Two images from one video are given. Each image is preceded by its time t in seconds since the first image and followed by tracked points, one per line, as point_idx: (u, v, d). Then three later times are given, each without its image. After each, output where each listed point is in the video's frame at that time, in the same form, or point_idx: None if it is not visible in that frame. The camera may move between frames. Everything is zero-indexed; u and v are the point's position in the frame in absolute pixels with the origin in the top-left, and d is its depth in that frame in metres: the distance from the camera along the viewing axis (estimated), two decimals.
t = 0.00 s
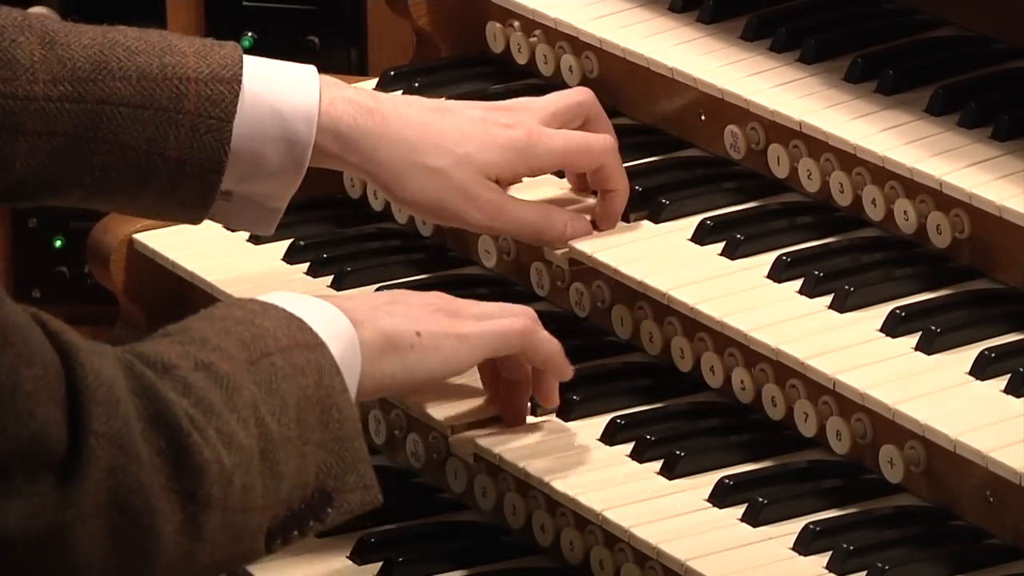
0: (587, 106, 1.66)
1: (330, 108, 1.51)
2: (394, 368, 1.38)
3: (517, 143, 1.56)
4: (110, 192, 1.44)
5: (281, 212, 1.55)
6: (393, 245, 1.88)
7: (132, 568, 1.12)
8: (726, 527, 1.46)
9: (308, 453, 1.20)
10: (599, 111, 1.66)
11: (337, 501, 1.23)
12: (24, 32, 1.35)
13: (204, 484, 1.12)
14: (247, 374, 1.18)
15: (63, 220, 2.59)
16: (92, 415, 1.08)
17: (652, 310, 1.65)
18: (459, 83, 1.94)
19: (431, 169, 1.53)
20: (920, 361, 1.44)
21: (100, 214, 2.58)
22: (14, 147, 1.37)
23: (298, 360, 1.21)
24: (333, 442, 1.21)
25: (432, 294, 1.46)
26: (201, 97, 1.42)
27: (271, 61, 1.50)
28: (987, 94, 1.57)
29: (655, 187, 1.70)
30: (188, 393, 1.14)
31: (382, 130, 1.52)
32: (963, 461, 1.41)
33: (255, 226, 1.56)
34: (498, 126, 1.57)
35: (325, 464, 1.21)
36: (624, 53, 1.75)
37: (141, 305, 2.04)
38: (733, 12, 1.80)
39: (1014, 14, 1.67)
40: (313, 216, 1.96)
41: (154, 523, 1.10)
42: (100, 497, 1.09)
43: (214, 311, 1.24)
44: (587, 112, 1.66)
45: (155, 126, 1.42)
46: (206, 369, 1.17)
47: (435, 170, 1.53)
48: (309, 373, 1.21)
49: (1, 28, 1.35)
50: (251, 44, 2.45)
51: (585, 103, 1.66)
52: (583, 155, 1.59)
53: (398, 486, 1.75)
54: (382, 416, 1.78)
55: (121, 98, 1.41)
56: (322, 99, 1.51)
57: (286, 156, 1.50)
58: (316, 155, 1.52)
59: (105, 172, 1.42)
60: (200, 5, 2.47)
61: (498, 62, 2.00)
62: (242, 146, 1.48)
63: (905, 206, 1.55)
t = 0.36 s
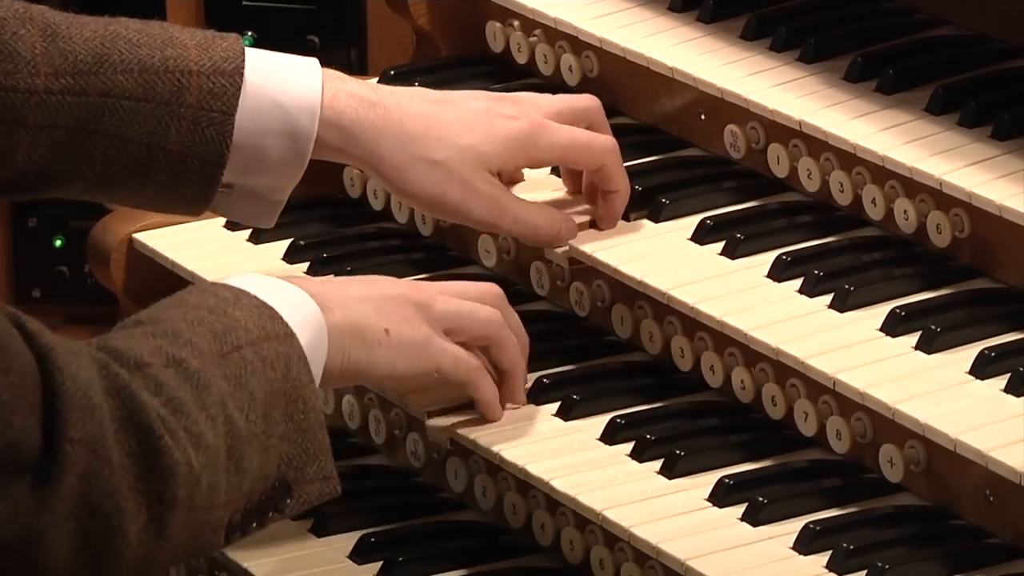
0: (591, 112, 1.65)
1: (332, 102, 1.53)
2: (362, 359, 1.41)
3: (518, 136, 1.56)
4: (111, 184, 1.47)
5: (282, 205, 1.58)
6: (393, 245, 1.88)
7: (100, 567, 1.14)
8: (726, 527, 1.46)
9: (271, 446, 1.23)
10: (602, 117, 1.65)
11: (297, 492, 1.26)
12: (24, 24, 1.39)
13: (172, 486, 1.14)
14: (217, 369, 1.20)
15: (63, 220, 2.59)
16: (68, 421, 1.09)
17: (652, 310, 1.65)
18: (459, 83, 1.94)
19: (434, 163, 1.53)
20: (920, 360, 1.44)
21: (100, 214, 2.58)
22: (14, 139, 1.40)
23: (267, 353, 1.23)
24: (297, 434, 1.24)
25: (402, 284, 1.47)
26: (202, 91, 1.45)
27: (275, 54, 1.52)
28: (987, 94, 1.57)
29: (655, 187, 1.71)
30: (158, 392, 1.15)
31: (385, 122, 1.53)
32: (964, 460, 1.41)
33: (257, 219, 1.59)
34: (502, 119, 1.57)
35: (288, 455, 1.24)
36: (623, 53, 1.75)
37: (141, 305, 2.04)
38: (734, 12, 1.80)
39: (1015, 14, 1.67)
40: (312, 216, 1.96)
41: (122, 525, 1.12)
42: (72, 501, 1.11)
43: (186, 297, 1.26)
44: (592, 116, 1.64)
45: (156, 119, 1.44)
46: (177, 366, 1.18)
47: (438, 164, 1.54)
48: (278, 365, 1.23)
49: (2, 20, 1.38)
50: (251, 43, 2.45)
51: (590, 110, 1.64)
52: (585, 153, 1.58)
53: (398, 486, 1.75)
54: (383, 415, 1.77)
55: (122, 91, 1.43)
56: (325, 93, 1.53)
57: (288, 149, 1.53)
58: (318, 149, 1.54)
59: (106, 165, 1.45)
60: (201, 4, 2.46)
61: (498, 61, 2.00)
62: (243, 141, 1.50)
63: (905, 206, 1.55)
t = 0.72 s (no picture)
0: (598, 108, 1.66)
1: (342, 106, 1.52)
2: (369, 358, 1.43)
3: (533, 130, 1.56)
4: (121, 189, 1.47)
5: (292, 209, 1.58)
6: (393, 244, 1.88)
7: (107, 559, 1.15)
8: (726, 527, 1.46)
9: (283, 440, 1.26)
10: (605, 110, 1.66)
11: (308, 486, 1.30)
12: (36, 28, 1.40)
13: (186, 478, 1.15)
14: (231, 362, 1.22)
15: (64, 219, 2.59)
16: (81, 413, 1.10)
17: (652, 310, 1.65)
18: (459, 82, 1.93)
19: (449, 162, 1.54)
20: (920, 360, 1.44)
21: (101, 213, 2.57)
22: (24, 143, 1.41)
23: (281, 347, 1.26)
24: (308, 429, 1.28)
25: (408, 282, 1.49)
26: (212, 94, 1.45)
27: (285, 58, 1.52)
28: (987, 94, 1.57)
29: (655, 187, 1.71)
30: (173, 384, 1.17)
31: (397, 126, 1.53)
32: (963, 460, 1.41)
33: (268, 223, 1.60)
34: (513, 113, 1.58)
35: (299, 449, 1.28)
36: (624, 52, 1.75)
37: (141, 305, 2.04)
38: (733, 12, 1.80)
39: (1014, 14, 1.67)
40: (312, 216, 1.96)
41: (135, 517, 1.13)
42: (85, 492, 1.11)
43: (198, 289, 1.28)
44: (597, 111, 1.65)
45: (166, 123, 1.44)
46: (192, 358, 1.20)
47: (452, 162, 1.54)
48: (291, 359, 1.26)
49: (13, 24, 1.39)
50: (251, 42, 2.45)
51: (597, 105, 1.65)
52: (597, 141, 1.59)
53: (399, 486, 1.75)
54: (383, 415, 1.77)
55: (132, 94, 1.43)
56: (335, 97, 1.53)
57: (298, 155, 1.53)
58: (328, 152, 1.53)
59: (115, 169, 1.46)
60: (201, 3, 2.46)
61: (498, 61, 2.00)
62: (253, 144, 1.51)
63: (905, 206, 1.55)
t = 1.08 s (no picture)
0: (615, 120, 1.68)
1: (367, 132, 1.54)
2: (364, 361, 1.43)
3: (556, 156, 1.59)
4: (145, 214, 1.46)
5: (317, 237, 1.57)
6: (393, 245, 1.88)
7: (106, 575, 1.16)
8: (726, 527, 1.46)
9: (281, 458, 1.26)
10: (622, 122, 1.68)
11: (303, 504, 1.30)
12: (60, 50, 1.41)
13: (185, 500, 1.16)
14: (230, 382, 1.22)
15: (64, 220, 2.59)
16: (82, 433, 1.11)
17: (652, 310, 1.65)
18: (459, 83, 1.93)
19: (466, 188, 1.55)
20: (920, 360, 1.44)
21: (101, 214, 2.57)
22: (45, 165, 1.41)
23: (278, 365, 1.26)
24: (304, 446, 1.28)
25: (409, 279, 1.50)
26: (235, 118, 1.44)
27: (311, 85, 1.52)
28: (987, 94, 1.57)
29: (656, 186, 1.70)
30: (173, 406, 1.17)
31: (415, 157, 1.54)
32: (963, 460, 1.41)
33: (292, 251, 1.59)
34: (536, 142, 1.60)
35: (296, 466, 1.28)
36: (624, 52, 1.75)
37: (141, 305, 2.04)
38: (734, 12, 1.80)
39: (1015, 14, 1.67)
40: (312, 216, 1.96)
41: (134, 538, 1.14)
42: (84, 512, 1.12)
43: (195, 304, 1.28)
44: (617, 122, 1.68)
45: (189, 147, 1.43)
46: (191, 379, 1.20)
47: (469, 189, 1.55)
48: (289, 378, 1.26)
49: (37, 45, 1.41)
50: (251, 43, 2.45)
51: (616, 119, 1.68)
52: (622, 153, 1.61)
53: (399, 486, 1.75)
54: (383, 415, 1.77)
55: (155, 118, 1.43)
56: (360, 125, 1.53)
57: (322, 180, 1.52)
58: (350, 180, 1.54)
59: (138, 193, 1.44)
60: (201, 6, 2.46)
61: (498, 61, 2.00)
62: (276, 168, 1.50)
63: (905, 206, 1.55)
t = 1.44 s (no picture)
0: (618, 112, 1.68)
1: (373, 106, 1.57)
2: (371, 336, 1.44)
3: (564, 136, 1.58)
4: (154, 198, 1.49)
5: (332, 220, 1.62)
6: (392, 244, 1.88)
7: None
8: (725, 527, 1.46)
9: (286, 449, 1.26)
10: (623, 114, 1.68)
11: (309, 492, 1.30)
12: (64, 40, 1.41)
13: (197, 504, 1.15)
14: (238, 379, 1.21)
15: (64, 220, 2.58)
16: (100, 437, 1.10)
17: (651, 309, 1.65)
18: (459, 83, 1.93)
19: (472, 159, 1.55)
20: (919, 360, 1.44)
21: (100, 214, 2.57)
22: (53, 150, 1.42)
23: (284, 357, 1.25)
24: (309, 435, 1.29)
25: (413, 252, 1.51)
26: (239, 97, 1.46)
27: (317, 65, 1.57)
28: (987, 93, 1.57)
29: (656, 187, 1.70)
30: (185, 407, 1.16)
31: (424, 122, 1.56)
32: (963, 460, 1.41)
33: (310, 235, 1.63)
34: (543, 122, 1.59)
35: (300, 456, 1.29)
36: (623, 53, 1.75)
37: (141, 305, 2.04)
38: (733, 11, 1.80)
39: (1014, 14, 1.67)
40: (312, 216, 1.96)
41: (148, 542, 1.13)
42: (101, 515, 1.11)
43: (198, 296, 1.28)
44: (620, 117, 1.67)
45: (195, 127, 1.46)
46: (200, 379, 1.19)
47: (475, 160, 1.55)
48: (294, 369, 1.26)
49: (41, 35, 1.41)
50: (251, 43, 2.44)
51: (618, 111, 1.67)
52: (626, 141, 1.61)
53: (399, 485, 1.75)
54: (383, 415, 1.77)
55: (160, 100, 1.45)
56: (366, 98, 1.57)
57: (330, 160, 1.57)
58: (359, 155, 1.58)
59: (147, 175, 1.47)
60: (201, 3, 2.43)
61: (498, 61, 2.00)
62: (285, 148, 1.55)
63: (904, 206, 1.55)
